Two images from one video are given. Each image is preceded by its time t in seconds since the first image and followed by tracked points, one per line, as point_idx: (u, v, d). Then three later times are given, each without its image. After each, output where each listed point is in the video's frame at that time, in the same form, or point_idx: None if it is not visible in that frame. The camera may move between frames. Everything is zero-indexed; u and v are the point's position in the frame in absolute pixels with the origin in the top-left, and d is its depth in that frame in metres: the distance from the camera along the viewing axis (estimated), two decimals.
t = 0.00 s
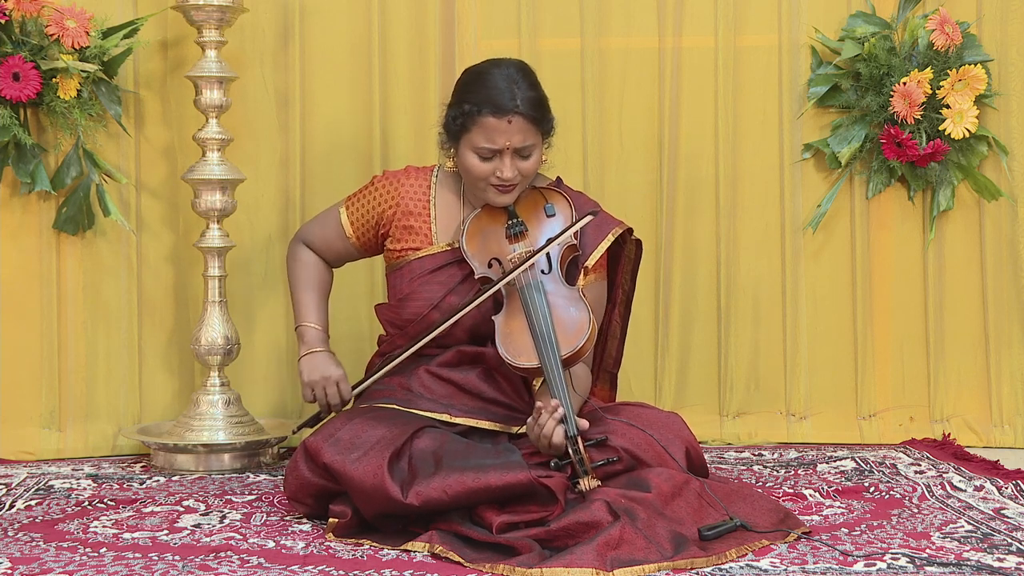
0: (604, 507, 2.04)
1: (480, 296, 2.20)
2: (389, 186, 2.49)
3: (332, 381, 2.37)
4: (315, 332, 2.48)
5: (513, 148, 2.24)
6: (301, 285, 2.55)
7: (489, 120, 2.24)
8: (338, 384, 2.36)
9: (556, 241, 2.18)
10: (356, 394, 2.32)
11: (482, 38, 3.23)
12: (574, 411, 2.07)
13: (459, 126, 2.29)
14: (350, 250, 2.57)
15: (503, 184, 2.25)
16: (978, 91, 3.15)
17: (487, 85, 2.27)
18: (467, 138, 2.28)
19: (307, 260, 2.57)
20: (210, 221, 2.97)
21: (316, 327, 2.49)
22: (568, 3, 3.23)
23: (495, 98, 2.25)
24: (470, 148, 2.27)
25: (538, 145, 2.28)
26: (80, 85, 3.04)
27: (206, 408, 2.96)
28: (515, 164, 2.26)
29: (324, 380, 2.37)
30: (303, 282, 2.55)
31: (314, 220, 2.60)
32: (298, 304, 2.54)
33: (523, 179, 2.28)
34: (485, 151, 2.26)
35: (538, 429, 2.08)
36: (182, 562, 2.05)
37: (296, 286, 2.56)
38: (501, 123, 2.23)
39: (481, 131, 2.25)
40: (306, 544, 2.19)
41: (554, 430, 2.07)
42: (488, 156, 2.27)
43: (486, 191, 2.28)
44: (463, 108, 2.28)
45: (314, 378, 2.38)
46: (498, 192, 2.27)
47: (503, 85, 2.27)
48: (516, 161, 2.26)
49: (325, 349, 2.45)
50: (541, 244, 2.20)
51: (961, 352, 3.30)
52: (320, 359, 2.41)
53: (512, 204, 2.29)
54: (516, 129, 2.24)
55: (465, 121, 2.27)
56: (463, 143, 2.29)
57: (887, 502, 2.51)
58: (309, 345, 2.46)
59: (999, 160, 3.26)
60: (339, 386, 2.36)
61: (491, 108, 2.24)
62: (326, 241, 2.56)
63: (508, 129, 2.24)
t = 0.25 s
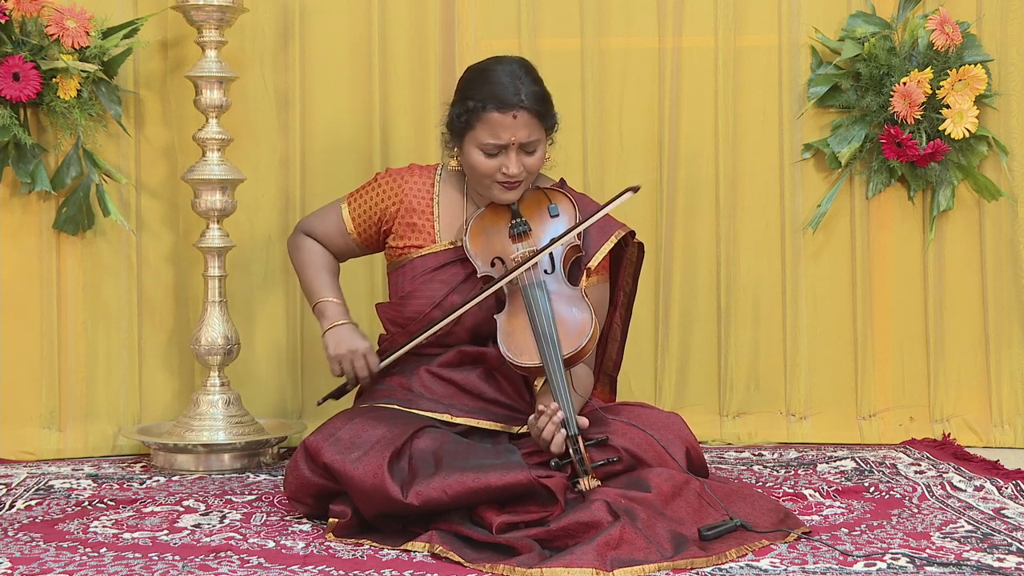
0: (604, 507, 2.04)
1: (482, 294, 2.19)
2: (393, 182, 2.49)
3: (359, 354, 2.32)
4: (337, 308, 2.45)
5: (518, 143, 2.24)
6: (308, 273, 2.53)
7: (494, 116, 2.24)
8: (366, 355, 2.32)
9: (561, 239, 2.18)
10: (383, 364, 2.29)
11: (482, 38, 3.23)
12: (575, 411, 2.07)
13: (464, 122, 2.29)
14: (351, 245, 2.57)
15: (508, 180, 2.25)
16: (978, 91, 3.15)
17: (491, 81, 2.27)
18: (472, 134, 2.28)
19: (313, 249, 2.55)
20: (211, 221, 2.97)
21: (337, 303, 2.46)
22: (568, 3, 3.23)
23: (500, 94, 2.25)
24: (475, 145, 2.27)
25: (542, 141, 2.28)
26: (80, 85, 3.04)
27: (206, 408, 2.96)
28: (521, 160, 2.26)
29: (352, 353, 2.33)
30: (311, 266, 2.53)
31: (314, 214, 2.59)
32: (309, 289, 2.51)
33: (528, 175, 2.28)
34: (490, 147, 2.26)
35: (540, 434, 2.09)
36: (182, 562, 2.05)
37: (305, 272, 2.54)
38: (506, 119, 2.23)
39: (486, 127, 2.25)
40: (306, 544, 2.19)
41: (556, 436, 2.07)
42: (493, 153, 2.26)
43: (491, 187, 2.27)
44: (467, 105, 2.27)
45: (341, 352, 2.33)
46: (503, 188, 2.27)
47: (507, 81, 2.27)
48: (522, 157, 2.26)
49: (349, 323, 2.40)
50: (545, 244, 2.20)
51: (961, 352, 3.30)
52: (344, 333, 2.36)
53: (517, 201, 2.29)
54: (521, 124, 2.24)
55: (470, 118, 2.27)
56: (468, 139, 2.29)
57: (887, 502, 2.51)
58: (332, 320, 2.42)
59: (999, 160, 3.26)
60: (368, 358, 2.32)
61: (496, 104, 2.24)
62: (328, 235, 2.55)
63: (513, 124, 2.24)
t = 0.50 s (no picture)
0: (604, 507, 2.04)
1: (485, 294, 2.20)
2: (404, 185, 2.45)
3: (424, 325, 2.18)
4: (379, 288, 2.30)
5: (519, 148, 2.24)
6: (327, 281, 2.36)
7: (496, 119, 2.24)
8: (431, 325, 2.18)
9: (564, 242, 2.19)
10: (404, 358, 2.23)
11: (482, 38, 3.23)
12: (575, 412, 2.07)
13: (467, 124, 2.29)
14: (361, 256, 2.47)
15: (509, 184, 2.25)
16: (978, 91, 3.15)
17: (496, 84, 2.27)
18: (474, 137, 2.28)
19: (324, 259, 2.39)
20: (211, 221, 2.97)
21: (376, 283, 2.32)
22: (568, 3, 3.23)
23: (503, 98, 2.24)
24: (476, 147, 2.27)
25: (545, 146, 2.27)
26: (80, 85, 3.03)
27: (206, 408, 2.96)
28: (521, 164, 2.25)
29: (417, 325, 2.18)
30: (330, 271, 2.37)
31: (313, 231, 2.47)
32: (339, 290, 2.34)
33: (530, 179, 2.28)
34: (492, 150, 2.25)
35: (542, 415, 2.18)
36: (182, 562, 2.05)
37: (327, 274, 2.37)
38: (507, 123, 2.23)
39: (487, 130, 2.25)
40: (306, 544, 2.19)
41: (544, 412, 2.15)
42: (494, 156, 2.26)
43: (492, 191, 2.28)
44: (471, 106, 2.27)
45: (406, 326, 2.18)
46: (504, 192, 2.27)
47: (510, 85, 2.26)
48: (523, 162, 2.26)
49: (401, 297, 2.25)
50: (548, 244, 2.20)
51: (961, 352, 3.30)
52: (401, 307, 2.21)
53: (520, 204, 2.29)
54: (522, 128, 2.23)
55: (472, 120, 2.27)
56: (470, 141, 2.29)
57: (887, 502, 2.51)
58: (380, 300, 2.25)
59: (999, 160, 3.26)
60: (434, 327, 2.18)
61: (498, 107, 2.24)
62: (335, 248, 2.44)
63: (514, 128, 2.23)
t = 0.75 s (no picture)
0: (604, 507, 2.04)
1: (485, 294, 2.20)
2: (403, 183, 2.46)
3: (411, 325, 2.22)
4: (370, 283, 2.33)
5: (528, 148, 2.24)
6: (321, 274, 2.39)
7: (506, 119, 2.23)
8: (418, 325, 2.22)
9: (566, 243, 2.18)
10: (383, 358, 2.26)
11: (482, 38, 3.23)
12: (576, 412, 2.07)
13: (475, 123, 2.28)
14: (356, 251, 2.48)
15: (516, 184, 2.25)
16: (978, 90, 3.15)
17: (503, 84, 2.27)
18: (482, 135, 2.27)
19: (319, 251, 2.41)
20: (211, 221, 2.97)
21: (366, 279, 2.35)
22: (568, 3, 3.23)
23: (512, 98, 2.24)
24: (484, 145, 2.27)
25: (551, 146, 2.28)
26: (80, 85, 3.03)
27: (206, 408, 2.96)
28: (529, 164, 2.25)
29: (403, 325, 2.22)
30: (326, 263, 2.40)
31: (310, 224, 2.49)
32: (333, 284, 2.37)
33: (535, 179, 2.28)
34: (500, 149, 2.25)
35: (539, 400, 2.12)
36: (182, 562, 2.05)
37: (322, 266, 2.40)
38: (517, 122, 2.23)
39: (496, 129, 2.25)
40: (306, 544, 2.19)
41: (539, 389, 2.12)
42: (502, 155, 2.26)
43: (497, 189, 2.28)
44: (479, 106, 2.27)
45: (392, 325, 2.22)
46: (509, 192, 2.27)
47: (519, 85, 2.26)
48: (530, 161, 2.26)
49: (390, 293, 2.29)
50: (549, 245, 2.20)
51: (961, 352, 3.30)
52: (390, 305, 2.25)
53: (522, 204, 2.30)
54: (532, 129, 2.23)
55: (481, 119, 2.27)
56: (477, 139, 2.28)
57: (887, 502, 2.51)
58: (371, 296, 2.30)
59: (999, 160, 3.26)
60: (420, 327, 2.23)
61: (508, 107, 2.23)
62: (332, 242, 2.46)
63: (524, 128, 2.23)
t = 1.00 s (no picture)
0: (604, 507, 2.04)
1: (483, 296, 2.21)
2: (397, 184, 2.48)
3: (386, 329, 2.29)
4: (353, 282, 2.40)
5: (517, 151, 2.24)
6: (311, 265, 2.46)
7: (493, 123, 2.24)
8: (392, 329, 2.29)
9: (562, 246, 2.17)
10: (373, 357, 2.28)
11: (482, 38, 3.23)
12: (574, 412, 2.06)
13: (464, 128, 2.29)
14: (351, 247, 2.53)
15: (507, 187, 2.25)
16: (978, 91, 3.15)
17: (493, 87, 2.27)
18: (471, 139, 2.28)
19: (314, 244, 2.48)
20: (211, 221, 2.97)
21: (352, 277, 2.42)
22: (568, 3, 3.23)
23: (500, 101, 2.25)
24: (474, 150, 2.27)
25: (542, 148, 2.28)
26: (80, 85, 3.03)
27: (206, 408, 2.96)
28: (519, 167, 2.25)
29: (377, 328, 2.29)
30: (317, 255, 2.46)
31: (310, 217, 2.55)
32: (321, 276, 2.44)
33: (527, 182, 2.28)
34: (489, 153, 2.25)
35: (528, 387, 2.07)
36: (182, 562, 2.05)
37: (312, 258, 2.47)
38: (505, 126, 2.24)
39: (485, 134, 2.25)
40: (306, 544, 2.19)
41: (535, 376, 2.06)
42: (492, 159, 2.26)
43: (490, 193, 2.28)
44: (468, 110, 2.28)
45: (366, 329, 2.29)
46: (502, 195, 2.27)
47: (507, 88, 2.26)
48: (520, 164, 2.26)
49: (371, 294, 2.36)
50: (545, 247, 2.20)
51: (961, 352, 3.30)
52: (368, 307, 2.32)
53: (517, 206, 2.29)
54: (520, 131, 2.24)
55: (470, 123, 2.27)
56: (468, 145, 2.29)
57: (887, 502, 2.51)
58: (352, 295, 2.36)
59: (999, 160, 3.26)
60: (394, 331, 2.29)
61: (495, 111, 2.24)
62: (326, 237, 2.52)
63: (511, 131, 2.24)
